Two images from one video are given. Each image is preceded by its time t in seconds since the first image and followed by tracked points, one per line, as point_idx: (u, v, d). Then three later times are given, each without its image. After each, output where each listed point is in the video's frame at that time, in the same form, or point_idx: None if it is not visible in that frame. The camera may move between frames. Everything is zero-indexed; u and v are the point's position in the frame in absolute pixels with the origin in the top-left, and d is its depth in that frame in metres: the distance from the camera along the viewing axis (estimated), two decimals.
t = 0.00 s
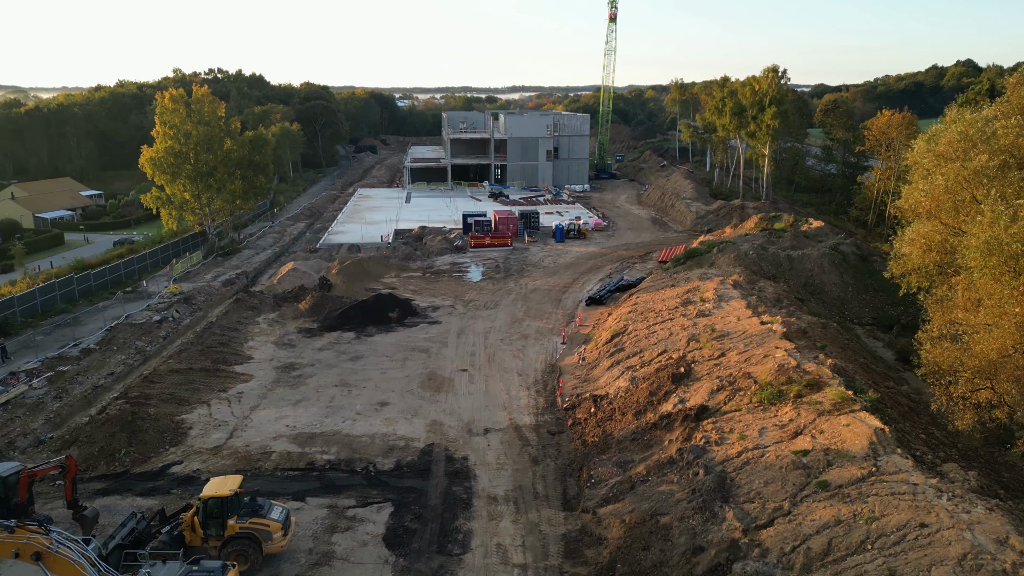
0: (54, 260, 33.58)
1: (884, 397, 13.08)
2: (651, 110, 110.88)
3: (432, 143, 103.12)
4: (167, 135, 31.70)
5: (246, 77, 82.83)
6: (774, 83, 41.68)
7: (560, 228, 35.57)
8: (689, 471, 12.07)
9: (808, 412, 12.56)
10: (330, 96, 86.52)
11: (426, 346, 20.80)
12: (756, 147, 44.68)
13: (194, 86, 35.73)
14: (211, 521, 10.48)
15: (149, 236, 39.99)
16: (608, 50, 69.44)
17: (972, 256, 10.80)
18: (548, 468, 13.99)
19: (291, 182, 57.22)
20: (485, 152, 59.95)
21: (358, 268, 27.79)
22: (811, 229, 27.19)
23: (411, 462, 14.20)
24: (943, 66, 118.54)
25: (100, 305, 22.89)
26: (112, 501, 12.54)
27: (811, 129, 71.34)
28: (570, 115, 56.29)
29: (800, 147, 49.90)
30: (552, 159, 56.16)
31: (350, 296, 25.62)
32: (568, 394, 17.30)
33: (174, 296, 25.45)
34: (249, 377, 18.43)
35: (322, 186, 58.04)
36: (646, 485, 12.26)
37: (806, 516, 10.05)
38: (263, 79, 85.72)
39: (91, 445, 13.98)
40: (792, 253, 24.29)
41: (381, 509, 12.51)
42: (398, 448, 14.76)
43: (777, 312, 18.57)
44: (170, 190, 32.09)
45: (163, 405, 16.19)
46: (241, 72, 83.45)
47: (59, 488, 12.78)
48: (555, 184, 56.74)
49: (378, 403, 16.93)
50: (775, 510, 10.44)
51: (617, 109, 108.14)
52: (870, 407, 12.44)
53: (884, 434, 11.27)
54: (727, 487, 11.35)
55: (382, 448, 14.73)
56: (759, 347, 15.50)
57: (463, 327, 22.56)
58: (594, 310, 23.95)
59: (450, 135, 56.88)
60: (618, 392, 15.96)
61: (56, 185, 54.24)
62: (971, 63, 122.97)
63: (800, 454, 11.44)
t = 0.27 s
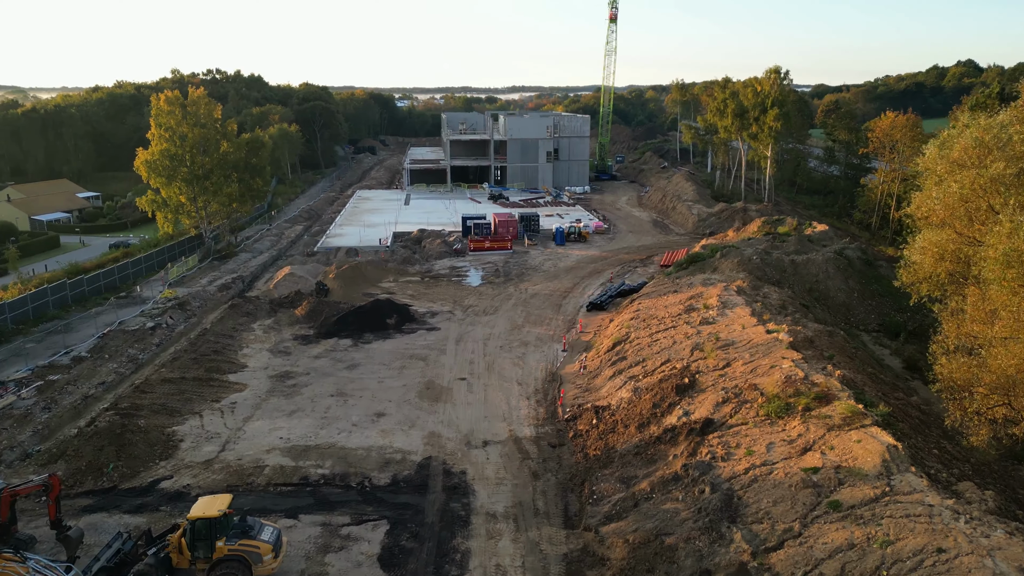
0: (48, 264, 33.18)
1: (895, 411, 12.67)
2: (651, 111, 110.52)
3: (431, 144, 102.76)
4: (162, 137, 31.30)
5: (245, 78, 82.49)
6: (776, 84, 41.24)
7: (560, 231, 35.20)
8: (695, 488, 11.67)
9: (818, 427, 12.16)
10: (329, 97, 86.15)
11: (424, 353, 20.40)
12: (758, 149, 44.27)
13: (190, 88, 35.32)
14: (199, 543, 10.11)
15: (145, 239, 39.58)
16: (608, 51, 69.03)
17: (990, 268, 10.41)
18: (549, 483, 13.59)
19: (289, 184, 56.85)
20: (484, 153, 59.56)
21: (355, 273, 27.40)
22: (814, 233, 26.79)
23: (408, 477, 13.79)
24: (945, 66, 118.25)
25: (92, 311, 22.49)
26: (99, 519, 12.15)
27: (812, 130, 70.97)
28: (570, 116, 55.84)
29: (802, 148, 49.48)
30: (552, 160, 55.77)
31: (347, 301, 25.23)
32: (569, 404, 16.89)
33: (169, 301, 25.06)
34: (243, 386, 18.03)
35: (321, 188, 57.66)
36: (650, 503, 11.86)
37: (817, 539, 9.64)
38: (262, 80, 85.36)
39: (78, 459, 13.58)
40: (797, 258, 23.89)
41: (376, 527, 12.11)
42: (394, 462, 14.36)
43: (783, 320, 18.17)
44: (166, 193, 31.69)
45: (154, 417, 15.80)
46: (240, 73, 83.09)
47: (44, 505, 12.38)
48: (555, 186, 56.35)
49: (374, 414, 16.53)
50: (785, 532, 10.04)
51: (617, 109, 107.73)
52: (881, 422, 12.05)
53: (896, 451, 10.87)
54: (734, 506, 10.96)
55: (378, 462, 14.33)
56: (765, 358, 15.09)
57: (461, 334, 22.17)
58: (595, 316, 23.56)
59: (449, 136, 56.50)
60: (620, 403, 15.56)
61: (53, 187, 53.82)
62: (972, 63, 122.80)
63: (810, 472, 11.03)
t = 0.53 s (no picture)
0: (42, 268, 32.76)
1: (907, 426, 12.27)
2: (651, 111, 110.12)
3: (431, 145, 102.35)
4: (157, 140, 30.87)
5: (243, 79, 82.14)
6: (779, 85, 40.80)
7: (561, 234, 34.79)
8: (701, 507, 11.26)
9: (828, 443, 11.75)
10: (328, 97, 85.77)
11: (422, 361, 19.99)
12: (760, 151, 43.86)
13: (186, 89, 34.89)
14: (186, 567, 9.70)
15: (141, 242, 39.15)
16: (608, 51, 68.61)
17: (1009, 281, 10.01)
18: (550, 499, 13.18)
19: (288, 185, 56.45)
20: (484, 154, 59.16)
21: (353, 277, 27.01)
22: (819, 237, 26.39)
23: (404, 492, 13.38)
24: (946, 67, 117.93)
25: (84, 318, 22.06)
26: (85, 538, 11.75)
27: (813, 130, 70.61)
28: (570, 117, 55.38)
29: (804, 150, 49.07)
30: (552, 161, 55.37)
31: (344, 306, 24.84)
32: (571, 415, 16.48)
33: (163, 307, 24.65)
34: (237, 396, 17.62)
35: (319, 189, 57.27)
36: (655, 522, 11.45)
37: (830, 564, 9.24)
38: (260, 81, 84.98)
39: (65, 475, 13.18)
40: (801, 263, 23.49)
41: (372, 546, 11.70)
42: (391, 476, 13.96)
43: (789, 327, 17.77)
44: (162, 196, 31.25)
45: (144, 429, 15.39)
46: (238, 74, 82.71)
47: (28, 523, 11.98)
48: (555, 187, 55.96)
49: (371, 425, 16.12)
50: (796, 556, 9.63)
51: (617, 109, 107.32)
52: (893, 437, 11.65)
53: (911, 470, 10.47)
54: (742, 526, 10.56)
55: (373, 476, 13.93)
56: (771, 369, 14.68)
57: (460, 341, 21.77)
58: (596, 322, 23.17)
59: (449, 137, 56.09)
60: (623, 415, 15.15)
61: (49, 189, 53.40)
62: (973, 64, 122.54)
63: (821, 491, 10.62)
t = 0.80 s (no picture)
0: (36, 272, 32.31)
1: (921, 443, 11.86)
2: (652, 112, 109.74)
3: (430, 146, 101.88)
4: (152, 142, 30.45)
5: (241, 80, 81.81)
6: (781, 87, 40.36)
7: (561, 237, 34.41)
8: (707, 527, 10.85)
9: (839, 459, 11.35)
10: (327, 98, 85.39)
11: (419, 369, 19.59)
12: (762, 153, 43.46)
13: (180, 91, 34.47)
14: None
15: (137, 245, 38.73)
16: (609, 52, 68.22)
17: None
18: (550, 516, 12.78)
19: (286, 187, 56.03)
20: (483, 156, 58.80)
21: (351, 282, 26.61)
22: (823, 241, 26.00)
23: (400, 509, 12.97)
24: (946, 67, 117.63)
25: (75, 324, 21.65)
26: (69, 558, 11.36)
27: (815, 130, 70.20)
28: (570, 118, 55.01)
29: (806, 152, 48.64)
30: (552, 163, 54.99)
31: (341, 312, 24.45)
32: (572, 426, 16.08)
33: (158, 313, 24.27)
34: (230, 406, 17.22)
35: (317, 191, 56.84)
36: (660, 541, 11.05)
37: None
38: (259, 82, 84.62)
39: (51, 491, 12.78)
40: (806, 268, 23.11)
41: (366, 566, 11.30)
42: (387, 491, 13.56)
43: (795, 336, 17.36)
44: (157, 199, 30.80)
45: (135, 442, 14.99)
46: (237, 75, 82.37)
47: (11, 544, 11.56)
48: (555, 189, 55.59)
49: (366, 437, 15.72)
50: None
51: (617, 110, 106.92)
52: (906, 454, 11.26)
53: (926, 490, 10.06)
54: (751, 548, 10.15)
55: (369, 492, 13.52)
56: (778, 380, 14.27)
57: (459, 348, 21.39)
58: (597, 329, 22.80)
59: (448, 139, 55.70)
60: (625, 427, 14.75)
61: (46, 191, 53.02)
62: (974, 64, 122.33)
63: (832, 512, 10.22)
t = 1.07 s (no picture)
0: (30, 276, 31.90)
1: (935, 459, 11.46)
2: (652, 112, 109.27)
3: (430, 147, 101.46)
4: (148, 145, 30.05)
5: (240, 81, 81.47)
6: (784, 88, 39.95)
7: (562, 241, 34.03)
8: (714, 549, 10.44)
9: (850, 477, 10.95)
10: (326, 99, 85.01)
11: (417, 378, 19.19)
12: (765, 155, 43.05)
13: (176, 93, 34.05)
14: None
15: (133, 248, 38.34)
16: (609, 53, 67.83)
17: None
18: (551, 534, 12.37)
19: (284, 189, 55.61)
20: (483, 157, 58.41)
21: (348, 287, 26.22)
22: (827, 246, 25.60)
23: (397, 527, 12.57)
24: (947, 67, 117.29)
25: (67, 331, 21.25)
26: None
27: (817, 131, 69.77)
28: (571, 120, 54.62)
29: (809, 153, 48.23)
30: (552, 164, 54.58)
31: (338, 318, 24.07)
32: (573, 438, 15.68)
33: (152, 319, 23.88)
34: (223, 417, 16.81)
35: (316, 193, 56.42)
36: (665, 562, 10.64)
37: None
38: (258, 83, 84.24)
39: (36, 508, 12.38)
40: (811, 273, 22.71)
41: None
42: (383, 507, 13.16)
43: (802, 345, 16.95)
44: (152, 202, 30.38)
45: (125, 455, 14.60)
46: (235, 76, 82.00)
47: None
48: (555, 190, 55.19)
49: (362, 450, 15.32)
50: None
51: (618, 111, 106.43)
52: (920, 472, 10.87)
53: (942, 511, 9.66)
54: (760, 572, 9.74)
55: (364, 508, 13.13)
56: (785, 393, 13.87)
57: (458, 355, 20.99)
58: (599, 335, 22.41)
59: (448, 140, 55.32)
60: (628, 440, 14.35)
61: (43, 193, 52.63)
62: (975, 65, 122.06)
63: (845, 534, 9.81)
